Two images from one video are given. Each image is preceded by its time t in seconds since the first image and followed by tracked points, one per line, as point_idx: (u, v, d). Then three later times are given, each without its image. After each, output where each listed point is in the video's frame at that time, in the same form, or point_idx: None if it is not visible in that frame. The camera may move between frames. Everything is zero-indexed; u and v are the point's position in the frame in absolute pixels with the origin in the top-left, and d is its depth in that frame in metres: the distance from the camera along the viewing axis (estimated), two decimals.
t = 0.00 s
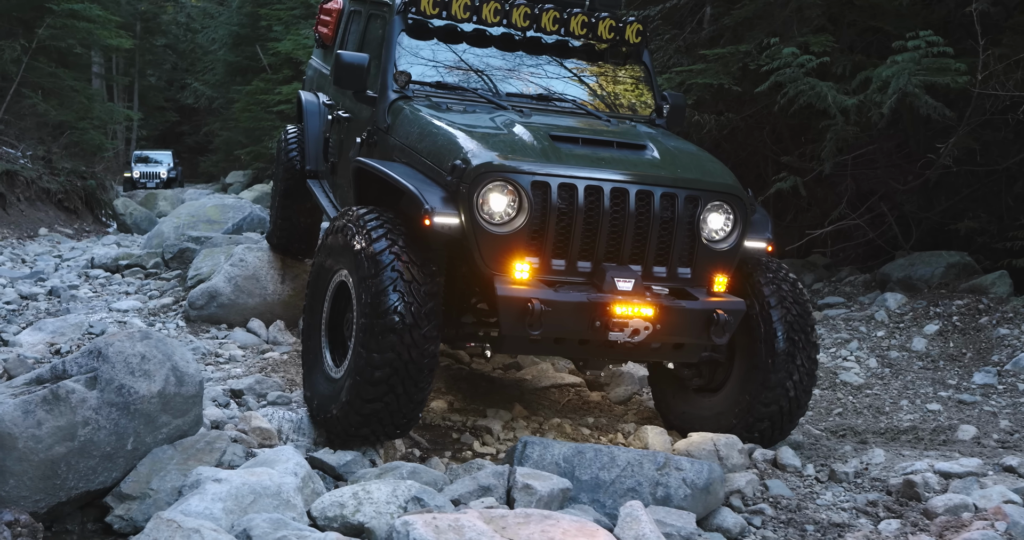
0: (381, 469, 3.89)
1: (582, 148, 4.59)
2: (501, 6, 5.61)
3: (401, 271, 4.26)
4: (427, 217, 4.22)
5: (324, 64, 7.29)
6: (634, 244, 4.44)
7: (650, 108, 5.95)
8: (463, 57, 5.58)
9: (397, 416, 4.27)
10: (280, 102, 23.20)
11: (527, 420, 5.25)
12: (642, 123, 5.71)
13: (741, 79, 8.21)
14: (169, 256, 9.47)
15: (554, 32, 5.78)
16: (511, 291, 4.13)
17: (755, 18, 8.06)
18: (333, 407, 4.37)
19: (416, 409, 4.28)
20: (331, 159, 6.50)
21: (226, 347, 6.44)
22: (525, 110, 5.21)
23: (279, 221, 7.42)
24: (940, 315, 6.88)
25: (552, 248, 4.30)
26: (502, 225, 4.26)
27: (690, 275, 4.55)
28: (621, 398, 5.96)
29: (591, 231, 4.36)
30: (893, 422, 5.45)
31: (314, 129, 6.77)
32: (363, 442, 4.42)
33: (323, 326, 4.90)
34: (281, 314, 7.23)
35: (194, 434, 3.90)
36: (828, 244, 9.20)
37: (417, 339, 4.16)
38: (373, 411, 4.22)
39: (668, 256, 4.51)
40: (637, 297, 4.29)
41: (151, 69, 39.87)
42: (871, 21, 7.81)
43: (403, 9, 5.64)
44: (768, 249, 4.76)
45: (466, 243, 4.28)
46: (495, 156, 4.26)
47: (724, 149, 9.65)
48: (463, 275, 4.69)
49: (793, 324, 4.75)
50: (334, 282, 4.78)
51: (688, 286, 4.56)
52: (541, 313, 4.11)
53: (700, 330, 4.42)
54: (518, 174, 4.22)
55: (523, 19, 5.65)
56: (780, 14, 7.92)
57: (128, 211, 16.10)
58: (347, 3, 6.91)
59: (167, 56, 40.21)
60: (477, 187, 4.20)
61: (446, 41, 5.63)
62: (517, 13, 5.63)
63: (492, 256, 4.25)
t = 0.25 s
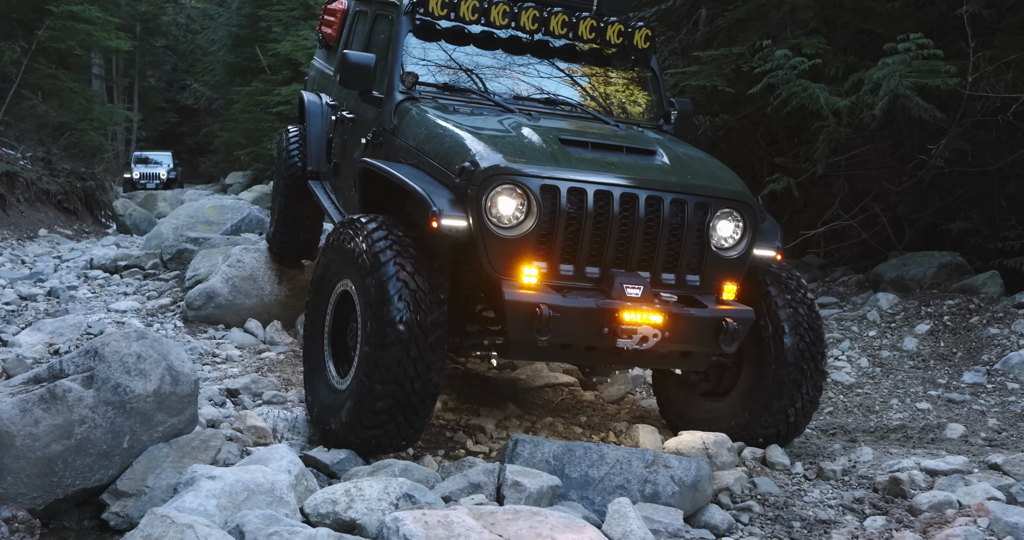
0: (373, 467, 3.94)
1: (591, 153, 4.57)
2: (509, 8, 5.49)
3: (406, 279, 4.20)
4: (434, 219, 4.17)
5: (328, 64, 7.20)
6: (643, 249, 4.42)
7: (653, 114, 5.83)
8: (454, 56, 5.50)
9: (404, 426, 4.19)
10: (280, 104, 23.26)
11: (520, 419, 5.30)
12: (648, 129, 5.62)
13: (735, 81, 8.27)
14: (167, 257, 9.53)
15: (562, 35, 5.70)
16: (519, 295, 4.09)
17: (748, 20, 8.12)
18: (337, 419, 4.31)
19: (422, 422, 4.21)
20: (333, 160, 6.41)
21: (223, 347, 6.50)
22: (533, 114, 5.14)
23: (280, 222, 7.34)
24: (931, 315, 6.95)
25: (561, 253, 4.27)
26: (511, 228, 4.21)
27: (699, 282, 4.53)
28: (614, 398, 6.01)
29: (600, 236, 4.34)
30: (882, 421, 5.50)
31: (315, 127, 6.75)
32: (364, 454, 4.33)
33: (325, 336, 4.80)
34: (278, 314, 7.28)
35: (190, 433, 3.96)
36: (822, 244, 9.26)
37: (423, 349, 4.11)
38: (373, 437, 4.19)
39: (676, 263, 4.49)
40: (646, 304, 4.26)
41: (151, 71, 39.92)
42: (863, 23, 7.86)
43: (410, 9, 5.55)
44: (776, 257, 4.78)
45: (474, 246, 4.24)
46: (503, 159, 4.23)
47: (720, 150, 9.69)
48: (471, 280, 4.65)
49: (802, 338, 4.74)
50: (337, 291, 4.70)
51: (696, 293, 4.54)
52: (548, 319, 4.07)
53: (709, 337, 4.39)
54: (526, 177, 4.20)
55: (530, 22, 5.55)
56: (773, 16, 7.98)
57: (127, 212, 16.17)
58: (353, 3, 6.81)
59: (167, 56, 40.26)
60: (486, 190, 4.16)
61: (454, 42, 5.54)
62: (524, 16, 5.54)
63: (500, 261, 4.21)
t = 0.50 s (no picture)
0: (368, 465, 3.99)
1: (598, 159, 4.49)
2: (512, 10, 5.32)
3: (413, 289, 4.14)
4: (440, 229, 4.10)
5: (326, 66, 7.11)
6: (651, 257, 4.35)
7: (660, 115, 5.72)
8: (456, 56, 5.39)
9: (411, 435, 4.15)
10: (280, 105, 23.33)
11: (513, 418, 5.36)
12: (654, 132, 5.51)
13: (731, 82, 8.32)
14: (167, 258, 9.58)
15: (565, 38, 5.55)
16: (528, 306, 4.01)
17: (744, 22, 8.17)
18: (345, 430, 4.25)
19: (430, 429, 4.16)
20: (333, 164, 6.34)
21: (221, 347, 6.55)
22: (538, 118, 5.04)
23: (283, 227, 7.27)
24: (924, 315, 7.00)
25: (568, 261, 4.19)
26: (518, 238, 4.14)
27: (708, 289, 4.45)
28: (609, 398, 6.05)
29: (608, 245, 4.27)
30: (875, 420, 5.55)
31: (315, 130, 6.74)
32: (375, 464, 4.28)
33: (331, 346, 4.72)
34: (276, 315, 7.33)
35: (187, 432, 4.01)
36: (817, 244, 9.30)
37: (431, 360, 4.05)
38: (384, 438, 4.13)
39: (685, 270, 4.42)
40: (656, 312, 4.18)
41: (152, 72, 39.97)
42: (858, 25, 7.91)
43: (411, 13, 5.43)
44: (785, 261, 4.72)
45: (480, 255, 4.15)
46: (510, 167, 4.15)
47: (717, 152, 9.72)
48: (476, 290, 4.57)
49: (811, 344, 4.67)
50: (341, 299, 4.62)
51: (706, 300, 4.46)
52: (559, 329, 3.98)
53: (718, 344, 4.29)
54: (534, 185, 4.12)
55: (534, 24, 5.40)
56: (769, 18, 8.03)
57: (128, 213, 16.25)
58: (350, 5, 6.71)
59: (167, 58, 40.31)
60: (493, 199, 4.09)
61: (455, 47, 5.40)
62: (527, 18, 5.39)
63: (507, 270, 4.12)
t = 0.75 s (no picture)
0: (367, 465, 4.02)
1: (601, 157, 4.45)
2: (507, 10, 5.37)
3: (418, 292, 4.10)
4: (444, 232, 4.05)
5: (319, 72, 7.10)
6: (656, 255, 4.33)
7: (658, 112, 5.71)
8: (459, 61, 5.35)
9: (420, 437, 4.11)
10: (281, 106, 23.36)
11: (512, 418, 5.39)
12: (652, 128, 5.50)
13: (729, 83, 8.35)
14: (168, 259, 9.62)
15: (561, 36, 5.55)
16: (535, 307, 4.01)
17: (743, 24, 8.21)
18: (352, 434, 4.24)
19: (437, 434, 4.14)
20: (332, 168, 6.31)
21: (223, 348, 6.58)
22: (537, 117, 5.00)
23: (283, 232, 7.20)
24: (922, 315, 7.04)
25: (574, 261, 4.18)
26: (523, 239, 4.11)
27: (714, 284, 4.44)
28: (608, 398, 6.07)
29: (613, 243, 4.25)
30: (872, 420, 5.58)
31: (311, 136, 6.67)
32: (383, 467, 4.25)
33: (336, 351, 4.68)
34: (277, 316, 7.37)
35: (188, 431, 4.04)
36: (816, 245, 9.32)
37: (437, 363, 4.01)
38: (389, 446, 4.13)
39: (690, 267, 4.40)
40: (663, 309, 4.18)
41: (153, 73, 40.03)
42: (857, 26, 7.94)
43: (406, 15, 5.39)
44: (792, 254, 4.66)
45: (485, 257, 4.13)
46: (512, 167, 4.11)
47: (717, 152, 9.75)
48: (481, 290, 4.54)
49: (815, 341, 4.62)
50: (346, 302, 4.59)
51: (712, 295, 4.46)
52: (566, 330, 3.99)
53: (727, 339, 4.33)
54: (536, 186, 4.09)
55: (528, 23, 5.44)
56: (768, 20, 8.06)
57: (129, 214, 16.29)
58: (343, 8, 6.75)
59: (169, 59, 40.35)
60: (496, 200, 4.05)
61: (451, 48, 5.37)
62: (522, 17, 5.42)
63: (512, 271, 4.10)
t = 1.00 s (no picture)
0: (365, 466, 4.04)
1: (597, 155, 4.46)
2: (498, 12, 5.34)
3: (419, 295, 4.09)
4: (441, 237, 4.07)
5: (314, 78, 7.00)
6: (656, 253, 4.35)
7: (655, 107, 5.70)
8: (472, 69, 5.36)
9: (424, 438, 4.09)
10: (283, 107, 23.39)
11: (511, 419, 5.40)
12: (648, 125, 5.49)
13: (728, 84, 8.37)
14: (170, 260, 9.65)
15: (554, 35, 5.50)
16: (535, 309, 4.00)
17: (742, 25, 8.23)
18: (357, 438, 4.22)
19: (442, 435, 4.11)
20: (331, 176, 6.24)
21: (223, 349, 6.61)
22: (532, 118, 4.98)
23: (283, 236, 7.13)
24: (921, 316, 7.05)
25: (573, 260, 4.19)
26: (520, 240, 4.13)
27: (715, 280, 4.46)
28: (608, 398, 6.07)
29: (612, 242, 4.27)
30: (870, 420, 5.59)
31: (308, 144, 6.54)
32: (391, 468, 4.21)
33: (337, 358, 4.67)
34: (278, 317, 7.39)
35: (188, 433, 4.06)
36: (816, 246, 9.31)
37: (439, 363, 4.01)
38: (395, 444, 4.09)
39: (691, 263, 4.42)
40: (665, 307, 4.18)
41: (156, 73, 40.07)
42: (856, 27, 7.95)
43: (397, 20, 5.38)
44: (793, 247, 4.66)
45: (483, 260, 4.13)
46: (508, 169, 4.13)
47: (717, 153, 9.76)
48: (480, 294, 4.50)
49: (821, 345, 4.58)
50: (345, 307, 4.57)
51: (714, 291, 4.47)
52: (567, 331, 3.98)
53: (731, 336, 4.30)
54: (532, 187, 4.10)
55: (520, 23, 5.40)
56: (767, 21, 8.08)
57: (132, 215, 16.32)
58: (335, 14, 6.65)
59: (171, 59, 40.38)
60: (493, 202, 4.06)
61: (443, 51, 5.39)
62: (514, 18, 5.39)
63: (512, 274, 4.12)
